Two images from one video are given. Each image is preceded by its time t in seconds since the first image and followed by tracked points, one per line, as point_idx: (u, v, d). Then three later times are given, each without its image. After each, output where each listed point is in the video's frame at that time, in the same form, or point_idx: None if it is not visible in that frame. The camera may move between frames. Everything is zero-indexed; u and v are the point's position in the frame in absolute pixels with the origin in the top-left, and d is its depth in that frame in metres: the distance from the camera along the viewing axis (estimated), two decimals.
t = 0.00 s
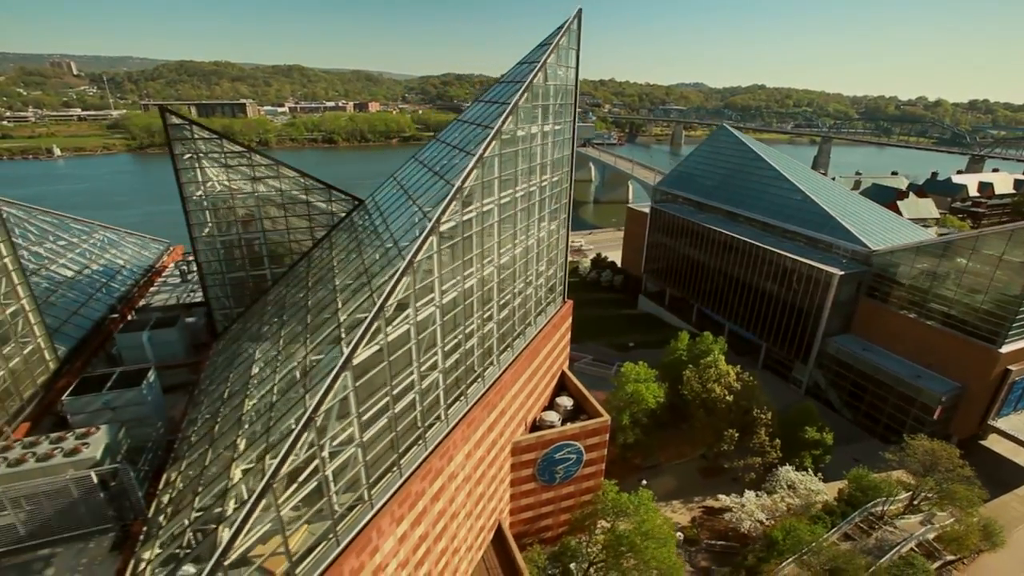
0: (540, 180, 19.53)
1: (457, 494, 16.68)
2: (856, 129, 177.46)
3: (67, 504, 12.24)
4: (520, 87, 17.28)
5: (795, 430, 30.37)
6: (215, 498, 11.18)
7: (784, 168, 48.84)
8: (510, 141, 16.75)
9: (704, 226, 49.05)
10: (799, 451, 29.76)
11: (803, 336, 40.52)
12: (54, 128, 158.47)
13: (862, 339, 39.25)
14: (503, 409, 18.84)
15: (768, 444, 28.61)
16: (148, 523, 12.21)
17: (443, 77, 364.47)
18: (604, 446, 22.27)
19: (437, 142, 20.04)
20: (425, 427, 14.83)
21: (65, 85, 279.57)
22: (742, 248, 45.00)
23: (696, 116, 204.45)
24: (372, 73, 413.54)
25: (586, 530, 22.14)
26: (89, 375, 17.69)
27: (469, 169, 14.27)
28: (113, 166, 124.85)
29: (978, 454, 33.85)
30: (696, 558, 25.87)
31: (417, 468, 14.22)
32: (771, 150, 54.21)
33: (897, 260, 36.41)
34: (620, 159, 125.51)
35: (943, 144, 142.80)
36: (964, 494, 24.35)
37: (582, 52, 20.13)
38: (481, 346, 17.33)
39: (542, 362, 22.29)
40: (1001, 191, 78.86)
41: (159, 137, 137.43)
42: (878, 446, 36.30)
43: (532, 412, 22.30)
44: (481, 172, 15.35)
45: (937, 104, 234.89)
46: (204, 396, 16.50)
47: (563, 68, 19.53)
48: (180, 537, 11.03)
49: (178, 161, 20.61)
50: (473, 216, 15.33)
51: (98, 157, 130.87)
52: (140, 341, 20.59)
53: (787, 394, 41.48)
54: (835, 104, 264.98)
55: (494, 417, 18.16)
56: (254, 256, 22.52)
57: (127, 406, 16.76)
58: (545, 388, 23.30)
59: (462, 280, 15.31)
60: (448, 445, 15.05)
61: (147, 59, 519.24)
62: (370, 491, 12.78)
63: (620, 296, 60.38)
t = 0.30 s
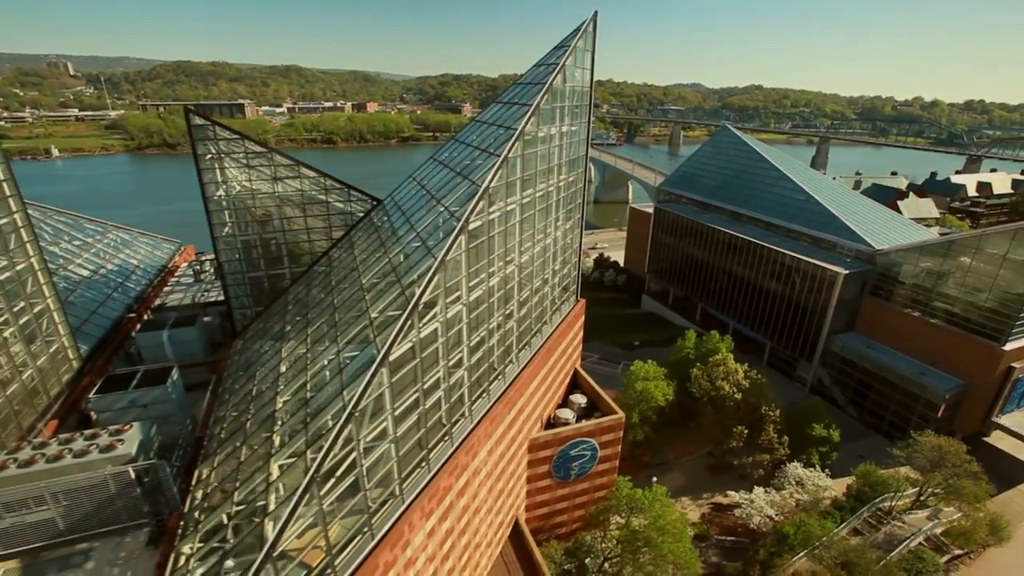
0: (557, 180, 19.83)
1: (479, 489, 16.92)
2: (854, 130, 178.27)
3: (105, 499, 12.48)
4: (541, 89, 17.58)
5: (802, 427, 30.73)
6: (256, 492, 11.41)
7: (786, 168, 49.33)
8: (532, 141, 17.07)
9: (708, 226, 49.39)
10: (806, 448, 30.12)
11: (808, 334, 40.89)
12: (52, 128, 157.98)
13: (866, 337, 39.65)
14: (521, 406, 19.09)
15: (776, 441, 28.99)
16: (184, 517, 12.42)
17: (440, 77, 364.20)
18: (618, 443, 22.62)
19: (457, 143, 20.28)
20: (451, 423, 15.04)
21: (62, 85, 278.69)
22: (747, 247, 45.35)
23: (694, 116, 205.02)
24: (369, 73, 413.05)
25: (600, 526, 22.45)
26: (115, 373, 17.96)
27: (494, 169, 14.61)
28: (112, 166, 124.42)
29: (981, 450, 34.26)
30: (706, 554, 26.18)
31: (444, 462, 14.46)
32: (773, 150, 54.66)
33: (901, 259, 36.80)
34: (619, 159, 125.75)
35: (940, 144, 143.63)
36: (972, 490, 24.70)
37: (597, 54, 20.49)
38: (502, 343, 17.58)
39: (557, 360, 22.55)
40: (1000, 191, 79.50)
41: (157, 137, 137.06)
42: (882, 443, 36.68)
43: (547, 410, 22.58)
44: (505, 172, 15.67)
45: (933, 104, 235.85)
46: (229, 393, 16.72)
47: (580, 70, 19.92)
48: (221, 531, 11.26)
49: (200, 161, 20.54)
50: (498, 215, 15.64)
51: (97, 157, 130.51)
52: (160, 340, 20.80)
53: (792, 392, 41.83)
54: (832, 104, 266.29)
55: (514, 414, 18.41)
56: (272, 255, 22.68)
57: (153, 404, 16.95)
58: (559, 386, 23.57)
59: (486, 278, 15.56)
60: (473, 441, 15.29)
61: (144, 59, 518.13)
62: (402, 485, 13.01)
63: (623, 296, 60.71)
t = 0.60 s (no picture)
0: (572, 181, 20.20)
1: (500, 485, 17.16)
2: (850, 130, 179.47)
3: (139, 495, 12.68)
4: (559, 91, 17.94)
5: (807, 424, 31.18)
6: (293, 486, 11.61)
7: (787, 167, 49.84)
8: (551, 141, 17.44)
9: (710, 225, 49.82)
10: (812, 443, 30.54)
11: (810, 332, 41.35)
12: (46, 129, 157.07)
13: (867, 334, 40.15)
14: (538, 404, 19.36)
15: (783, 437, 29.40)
16: (218, 512, 12.64)
17: (437, 78, 364.46)
18: (630, 439, 22.98)
19: (474, 144, 20.58)
20: (475, 419, 15.30)
21: (56, 85, 277.10)
22: (749, 246, 45.83)
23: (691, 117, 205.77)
24: (365, 74, 412.44)
25: (613, 521, 22.83)
26: (137, 371, 18.16)
27: (518, 169, 14.94)
28: (108, 167, 123.83)
29: (982, 445, 34.80)
30: (715, 549, 26.58)
31: (469, 457, 14.74)
32: (774, 150, 55.24)
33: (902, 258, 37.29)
34: (617, 159, 125.99)
35: (935, 144, 144.87)
36: (976, 483, 25.15)
37: (611, 56, 20.87)
38: (521, 340, 17.86)
39: (570, 358, 22.87)
40: (995, 190, 80.50)
41: (154, 138, 136.44)
42: (884, 439, 37.19)
43: (560, 407, 22.89)
44: (527, 172, 16.00)
45: (927, 104, 237.09)
46: (253, 391, 16.93)
47: (595, 71, 20.33)
48: (259, 525, 11.45)
49: (221, 162, 20.73)
50: (520, 214, 15.98)
51: (93, 158, 129.87)
52: (179, 340, 21.01)
53: (794, 389, 42.28)
54: (827, 104, 267.77)
55: (532, 411, 18.67)
56: (288, 255, 22.88)
57: (177, 402, 17.17)
58: (571, 383, 23.90)
59: (509, 277, 15.85)
60: (496, 436, 15.56)
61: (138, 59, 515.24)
62: (432, 479, 13.27)
63: (625, 295, 61.12)
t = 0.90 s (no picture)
0: (585, 181, 20.59)
1: (518, 479, 17.44)
2: (843, 130, 181.01)
3: (172, 490, 12.89)
4: (576, 92, 18.35)
5: (810, 419, 31.67)
6: (328, 480, 11.82)
7: (787, 167, 50.41)
8: (567, 142, 17.82)
9: (710, 224, 50.31)
10: (815, 439, 31.03)
11: (810, 329, 41.90)
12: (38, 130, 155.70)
13: (866, 331, 40.74)
14: (553, 400, 19.67)
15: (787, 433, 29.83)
16: (251, 506, 12.84)
17: (431, 78, 364.18)
18: (640, 435, 23.36)
19: (488, 144, 20.92)
20: (497, 414, 15.59)
21: (46, 86, 274.65)
22: (749, 245, 46.37)
23: (685, 117, 206.68)
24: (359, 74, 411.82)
25: (624, 515, 23.19)
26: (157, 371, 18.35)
27: (538, 169, 15.30)
28: (102, 168, 122.94)
29: (979, 439, 35.44)
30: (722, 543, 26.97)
31: (491, 451, 15.04)
32: (772, 150, 55.84)
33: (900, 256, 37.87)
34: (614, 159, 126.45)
35: (927, 143, 146.36)
36: (977, 476, 25.68)
37: (622, 59, 21.26)
38: (537, 337, 18.18)
39: (581, 355, 23.21)
40: (988, 189, 81.56)
41: (148, 138, 135.50)
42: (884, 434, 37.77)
43: (571, 404, 23.22)
44: (546, 172, 16.35)
45: (919, 104, 239.05)
46: (275, 389, 17.14)
47: (607, 73, 20.72)
48: (295, 519, 11.64)
49: (240, 162, 20.98)
50: (539, 213, 16.31)
51: (86, 159, 128.79)
52: (194, 339, 21.20)
53: (795, 385, 42.81)
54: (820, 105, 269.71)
55: (547, 406, 18.96)
56: (303, 254, 23.10)
57: (197, 401, 17.35)
58: (581, 380, 24.25)
59: (528, 275, 16.19)
60: (517, 431, 15.86)
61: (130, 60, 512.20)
62: (459, 473, 13.52)
63: (625, 294, 61.55)
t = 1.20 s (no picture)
0: (597, 180, 21.07)
1: (537, 472, 17.78)
2: (832, 130, 183.30)
3: (206, 484, 13.11)
4: (590, 93, 18.85)
5: (811, 413, 32.33)
6: (363, 472, 12.10)
7: (783, 166, 51.17)
8: (582, 141, 18.28)
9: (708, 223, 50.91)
10: (815, 432, 31.69)
11: (808, 326, 42.61)
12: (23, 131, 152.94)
13: (863, 327, 41.54)
14: (567, 395, 20.06)
15: (789, 427, 30.42)
16: (285, 499, 13.06)
17: (422, 78, 363.28)
18: (650, 429, 23.83)
19: (502, 144, 21.33)
20: (520, 408, 15.95)
21: (30, 86, 270.08)
22: (747, 243, 47.06)
23: (677, 118, 207.88)
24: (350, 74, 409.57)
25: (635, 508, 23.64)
26: (177, 370, 18.52)
27: (559, 168, 15.76)
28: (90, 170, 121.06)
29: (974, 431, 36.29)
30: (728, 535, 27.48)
31: (515, 444, 15.37)
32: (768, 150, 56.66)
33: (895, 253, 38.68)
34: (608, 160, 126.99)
35: (915, 143, 148.70)
36: (974, 466, 26.42)
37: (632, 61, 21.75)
38: (554, 333, 18.58)
39: (592, 351, 23.62)
40: (975, 188, 83.29)
41: (137, 140, 133.66)
42: (881, 428, 38.55)
43: (582, 399, 23.62)
44: (564, 171, 16.79)
45: (906, 105, 242.35)
46: (297, 386, 17.36)
47: (617, 75, 21.24)
48: (332, 511, 11.91)
49: (258, 161, 21.22)
50: (558, 211, 16.74)
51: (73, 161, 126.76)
52: (211, 338, 21.47)
53: (794, 381, 43.52)
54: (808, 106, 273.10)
55: (563, 401, 19.32)
56: (317, 254, 23.26)
57: (217, 399, 17.51)
58: (591, 376, 24.69)
59: (547, 272, 16.60)
60: (538, 424, 16.21)
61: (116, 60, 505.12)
62: (487, 464, 13.85)
63: (623, 293, 62.09)
